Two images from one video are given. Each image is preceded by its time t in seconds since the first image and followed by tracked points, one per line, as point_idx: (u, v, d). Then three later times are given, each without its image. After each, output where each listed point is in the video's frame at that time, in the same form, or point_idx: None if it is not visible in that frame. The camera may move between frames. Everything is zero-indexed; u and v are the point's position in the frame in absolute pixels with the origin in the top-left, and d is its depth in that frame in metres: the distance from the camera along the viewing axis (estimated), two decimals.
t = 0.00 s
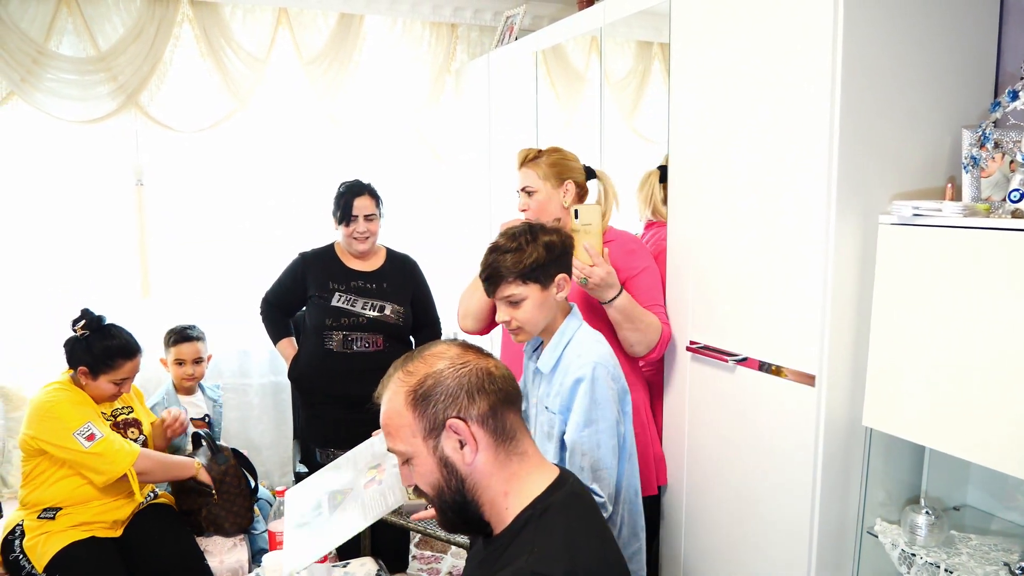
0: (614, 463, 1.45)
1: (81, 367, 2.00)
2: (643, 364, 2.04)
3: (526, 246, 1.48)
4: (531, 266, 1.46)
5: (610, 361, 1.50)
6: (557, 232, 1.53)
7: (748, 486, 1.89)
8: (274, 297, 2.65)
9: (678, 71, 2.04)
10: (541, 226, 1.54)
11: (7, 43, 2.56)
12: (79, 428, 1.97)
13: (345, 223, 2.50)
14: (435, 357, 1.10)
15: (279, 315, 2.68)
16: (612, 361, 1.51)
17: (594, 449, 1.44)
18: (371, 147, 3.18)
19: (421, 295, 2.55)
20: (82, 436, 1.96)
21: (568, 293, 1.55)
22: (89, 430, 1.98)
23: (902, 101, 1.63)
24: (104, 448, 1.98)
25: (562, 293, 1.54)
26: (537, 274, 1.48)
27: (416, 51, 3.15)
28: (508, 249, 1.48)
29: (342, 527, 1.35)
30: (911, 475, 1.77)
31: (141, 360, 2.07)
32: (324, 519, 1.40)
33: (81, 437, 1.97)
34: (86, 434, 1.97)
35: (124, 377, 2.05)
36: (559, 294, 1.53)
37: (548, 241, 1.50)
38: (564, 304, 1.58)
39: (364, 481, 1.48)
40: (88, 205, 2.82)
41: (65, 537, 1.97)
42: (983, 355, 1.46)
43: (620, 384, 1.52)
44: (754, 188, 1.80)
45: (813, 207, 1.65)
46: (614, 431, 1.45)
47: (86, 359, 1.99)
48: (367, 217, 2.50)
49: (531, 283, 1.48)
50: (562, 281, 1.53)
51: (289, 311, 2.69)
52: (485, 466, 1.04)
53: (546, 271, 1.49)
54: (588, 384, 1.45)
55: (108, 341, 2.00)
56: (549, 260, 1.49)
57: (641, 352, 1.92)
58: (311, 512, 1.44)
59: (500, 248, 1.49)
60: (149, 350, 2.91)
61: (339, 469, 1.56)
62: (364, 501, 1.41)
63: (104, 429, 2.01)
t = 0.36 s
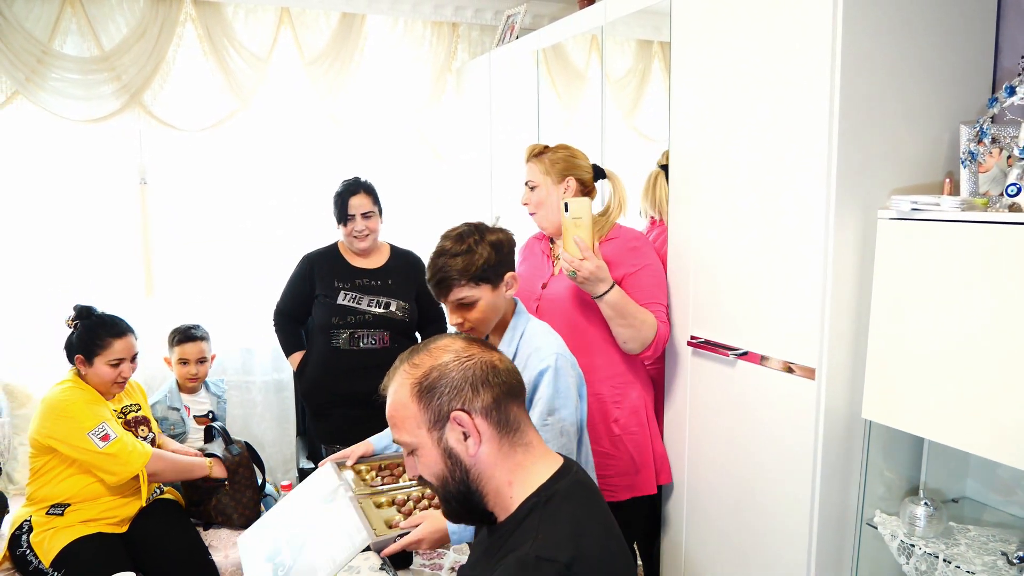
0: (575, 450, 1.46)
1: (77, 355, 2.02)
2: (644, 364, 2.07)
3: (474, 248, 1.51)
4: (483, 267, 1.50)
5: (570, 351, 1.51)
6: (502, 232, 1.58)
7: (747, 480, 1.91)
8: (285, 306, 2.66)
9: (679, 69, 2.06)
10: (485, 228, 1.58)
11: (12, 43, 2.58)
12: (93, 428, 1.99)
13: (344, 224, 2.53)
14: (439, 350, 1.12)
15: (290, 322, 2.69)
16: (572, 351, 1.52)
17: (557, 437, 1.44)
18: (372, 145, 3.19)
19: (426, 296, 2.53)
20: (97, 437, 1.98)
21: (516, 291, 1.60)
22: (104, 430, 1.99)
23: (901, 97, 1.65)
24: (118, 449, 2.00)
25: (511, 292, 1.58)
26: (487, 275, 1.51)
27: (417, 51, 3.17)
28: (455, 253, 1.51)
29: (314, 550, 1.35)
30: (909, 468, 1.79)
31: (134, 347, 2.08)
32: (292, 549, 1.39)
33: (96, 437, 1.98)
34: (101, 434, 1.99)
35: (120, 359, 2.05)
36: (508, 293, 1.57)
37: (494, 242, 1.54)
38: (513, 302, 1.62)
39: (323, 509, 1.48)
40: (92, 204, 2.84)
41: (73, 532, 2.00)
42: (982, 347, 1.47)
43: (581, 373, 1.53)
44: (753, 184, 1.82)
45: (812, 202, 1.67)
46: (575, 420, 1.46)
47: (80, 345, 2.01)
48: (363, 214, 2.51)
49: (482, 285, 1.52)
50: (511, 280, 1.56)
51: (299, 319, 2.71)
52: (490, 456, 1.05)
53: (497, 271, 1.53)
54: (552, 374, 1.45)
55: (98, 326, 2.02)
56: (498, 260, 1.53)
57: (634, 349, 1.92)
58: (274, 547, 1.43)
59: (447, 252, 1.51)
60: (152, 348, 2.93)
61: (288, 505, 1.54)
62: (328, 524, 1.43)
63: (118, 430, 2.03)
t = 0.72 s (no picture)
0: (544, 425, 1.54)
1: (111, 366, 2.09)
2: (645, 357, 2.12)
3: (441, 239, 1.51)
4: (451, 256, 1.51)
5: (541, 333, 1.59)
6: (468, 222, 1.58)
7: (745, 467, 1.95)
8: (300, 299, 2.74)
9: (678, 66, 2.10)
10: (452, 218, 1.58)
11: (36, 50, 2.68)
12: (108, 418, 2.06)
13: (355, 221, 2.60)
14: (438, 335, 1.17)
15: (306, 315, 2.77)
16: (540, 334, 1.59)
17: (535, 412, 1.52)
18: (383, 145, 3.27)
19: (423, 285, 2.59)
20: (110, 428, 2.05)
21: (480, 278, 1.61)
22: (117, 422, 2.07)
23: (892, 90, 1.69)
24: (129, 440, 2.08)
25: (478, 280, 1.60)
26: (455, 263, 1.52)
27: (426, 52, 3.24)
28: (423, 243, 1.51)
29: None
30: (904, 455, 1.82)
31: (168, 360, 2.15)
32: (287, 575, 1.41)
33: (110, 428, 2.06)
34: (114, 425, 2.06)
35: (148, 378, 2.13)
36: (473, 279, 1.59)
37: (461, 231, 1.55)
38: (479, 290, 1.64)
39: (311, 528, 1.48)
40: (112, 203, 2.94)
41: (96, 516, 2.09)
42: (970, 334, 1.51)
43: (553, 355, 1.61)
44: (748, 178, 1.86)
45: (804, 194, 1.71)
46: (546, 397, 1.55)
47: (115, 359, 2.07)
48: (374, 212, 2.58)
49: (451, 273, 1.53)
50: (476, 268, 1.57)
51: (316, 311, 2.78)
52: (476, 437, 1.12)
53: (464, 259, 1.54)
54: (525, 355, 1.52)
55: (137, 342, 2.07)
56: (465, 249, 1.54)
57: (632, 342, 1.96)
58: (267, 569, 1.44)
59: (415, 242, 1.51)
60: (172, 343, 3.02)
61: (273, 519, 1.54)
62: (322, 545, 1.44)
63: (130, 422, 2.10)
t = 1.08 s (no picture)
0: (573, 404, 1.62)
1: (197, 360, 2.26)
2: (682, 345, 2.15)
3: (479, 228, 1.59)
4: (487, 245, 1.59)
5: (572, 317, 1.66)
6: (503, 212, 1.66)
7: (778, 452, 1.98)
8: (352, 287, 2.87)
9: (713, 61, 2.15)
10: (485, 209, 1.66)
11: (109, 57, 2.88)
12: (160, 403, 2.19)
13: (406, 213, 2.72)
14: (485, 308, 1.25)
15: (358, 303, 2.89)
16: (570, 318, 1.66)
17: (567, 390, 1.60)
18: (432, 142, 3.38)
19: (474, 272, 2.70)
20: (159, 412, 2.17)
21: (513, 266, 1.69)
22: (167, 407, 2.19)
23: (920, 81, 1.71)
24: (174, 427, 2.19)
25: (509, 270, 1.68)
26: (492, 252, 1.60)
27: (473, 52, 3.34)
28: (461, 232, 1.59)
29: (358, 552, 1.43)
30: (936, 444, 1.82)
31: (242, 360, 2.35)
32: (336, 550, 1.46)
33: (159, 412, 2.18)
34: (163, 410, 2.18)
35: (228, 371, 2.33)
36: (509, 268, 1.67)
37: (497, 220, 1.62)
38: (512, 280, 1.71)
39: (354, 505, 1.53)
40: (177, 199, 3.12)
41: (157, 492, 2.23)
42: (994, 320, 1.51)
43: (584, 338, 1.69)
44: (779, 169, 1.90)
45: (834, 181, 1.74)
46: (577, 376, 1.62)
47: (205, 355, 2.24)
48: (424, 205, 2.69)
49: (488, 261, 1.61)
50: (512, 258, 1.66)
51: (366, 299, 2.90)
52: (506, 405, 1.20)
53: (500, 248, 1.62)
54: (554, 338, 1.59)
55: (226, 341, 2.27)
56: (501, 238, 1.62)
57: (668, 332, 1.99)
58: (315, 543, 1.49)
59: (452, 232, 1.60)
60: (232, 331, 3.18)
61: (317, 498, 1.59)
62: (365, 522, 1.48)
63: (180, 409, 2.21)
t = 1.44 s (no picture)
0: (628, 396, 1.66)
1: (270, 342, 2.38)
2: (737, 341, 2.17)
3: (537, 222, 1.66)
4: (545, 240, 1.66)
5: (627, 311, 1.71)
6: (559, 208, 1.74)
7: (831, 449, 1.98)
8: (413, 279, 2.96)
9: (769, 60, 2.17)
10: (540, 206, 1.73)
11: (186, 61, 3.04)
12: (242, 384, 2.33)
13: (465, 210, 2.81)
14: (536, 305, 1.28)
15: (418, 296, 2.98)
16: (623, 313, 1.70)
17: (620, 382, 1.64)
18: (491, 142, 3.46)
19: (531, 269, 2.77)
20: (243, 392, 2.31)
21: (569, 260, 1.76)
22: (249, 387, 2.33)
23: (977, 77, 1.71)
24: (259, 405, 2.33)
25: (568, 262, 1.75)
26: (550, 245, 1.67)
27: (532, 53, 3.40)
28: (521, 226, 1.66)
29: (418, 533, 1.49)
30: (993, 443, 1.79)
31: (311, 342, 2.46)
32: (397, 531, 1.52)
33: (243, 392, 2.32)
34: (246, 390, 2.32)
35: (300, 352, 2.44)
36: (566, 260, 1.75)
37: (553, 216, 1.69)
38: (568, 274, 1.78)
39: (413, 489, 1.58)
40: (248, 197, 3.26)
41: (232, 470, 2.36)
42: None
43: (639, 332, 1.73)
44: (833, 167, 1.91)
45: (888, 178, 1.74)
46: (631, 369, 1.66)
47: (278, 337, 2.35)
48: (481, 201, 2.78)
49: (546, 254, 1.67)
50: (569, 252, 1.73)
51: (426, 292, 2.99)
52: (544, 400, 1.27)
53: (556, 243, 1.69)
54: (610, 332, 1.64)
55: (296, 322, 2.38)
56: (558, 232, 1.69)
57: (727, 328, 2.02)
58: (377, 524, 1.55)
59: (512, 228, 1.67)
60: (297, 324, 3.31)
61: (378, 482, 1.64)
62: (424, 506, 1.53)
63: (260, 389, 2.35)
